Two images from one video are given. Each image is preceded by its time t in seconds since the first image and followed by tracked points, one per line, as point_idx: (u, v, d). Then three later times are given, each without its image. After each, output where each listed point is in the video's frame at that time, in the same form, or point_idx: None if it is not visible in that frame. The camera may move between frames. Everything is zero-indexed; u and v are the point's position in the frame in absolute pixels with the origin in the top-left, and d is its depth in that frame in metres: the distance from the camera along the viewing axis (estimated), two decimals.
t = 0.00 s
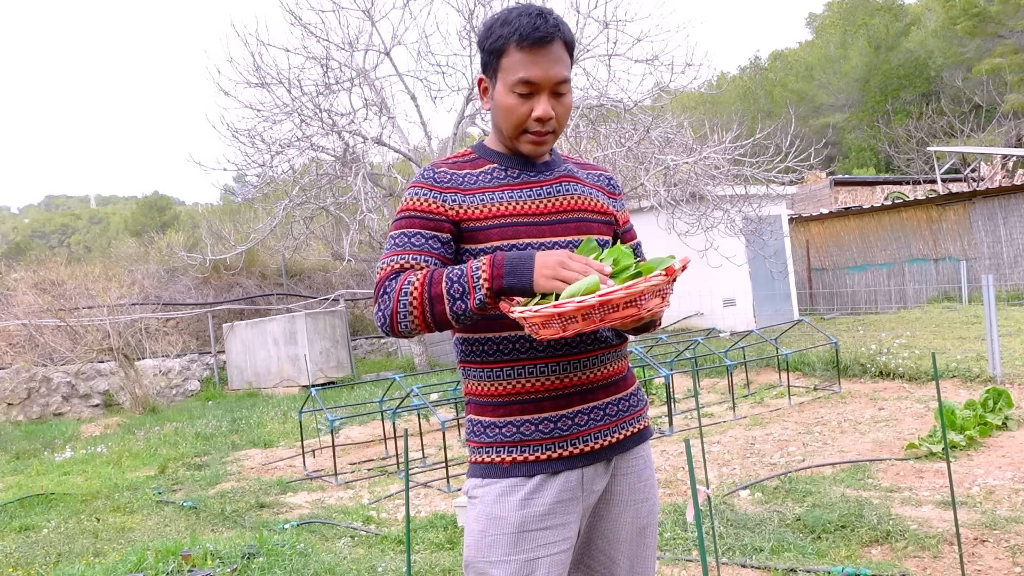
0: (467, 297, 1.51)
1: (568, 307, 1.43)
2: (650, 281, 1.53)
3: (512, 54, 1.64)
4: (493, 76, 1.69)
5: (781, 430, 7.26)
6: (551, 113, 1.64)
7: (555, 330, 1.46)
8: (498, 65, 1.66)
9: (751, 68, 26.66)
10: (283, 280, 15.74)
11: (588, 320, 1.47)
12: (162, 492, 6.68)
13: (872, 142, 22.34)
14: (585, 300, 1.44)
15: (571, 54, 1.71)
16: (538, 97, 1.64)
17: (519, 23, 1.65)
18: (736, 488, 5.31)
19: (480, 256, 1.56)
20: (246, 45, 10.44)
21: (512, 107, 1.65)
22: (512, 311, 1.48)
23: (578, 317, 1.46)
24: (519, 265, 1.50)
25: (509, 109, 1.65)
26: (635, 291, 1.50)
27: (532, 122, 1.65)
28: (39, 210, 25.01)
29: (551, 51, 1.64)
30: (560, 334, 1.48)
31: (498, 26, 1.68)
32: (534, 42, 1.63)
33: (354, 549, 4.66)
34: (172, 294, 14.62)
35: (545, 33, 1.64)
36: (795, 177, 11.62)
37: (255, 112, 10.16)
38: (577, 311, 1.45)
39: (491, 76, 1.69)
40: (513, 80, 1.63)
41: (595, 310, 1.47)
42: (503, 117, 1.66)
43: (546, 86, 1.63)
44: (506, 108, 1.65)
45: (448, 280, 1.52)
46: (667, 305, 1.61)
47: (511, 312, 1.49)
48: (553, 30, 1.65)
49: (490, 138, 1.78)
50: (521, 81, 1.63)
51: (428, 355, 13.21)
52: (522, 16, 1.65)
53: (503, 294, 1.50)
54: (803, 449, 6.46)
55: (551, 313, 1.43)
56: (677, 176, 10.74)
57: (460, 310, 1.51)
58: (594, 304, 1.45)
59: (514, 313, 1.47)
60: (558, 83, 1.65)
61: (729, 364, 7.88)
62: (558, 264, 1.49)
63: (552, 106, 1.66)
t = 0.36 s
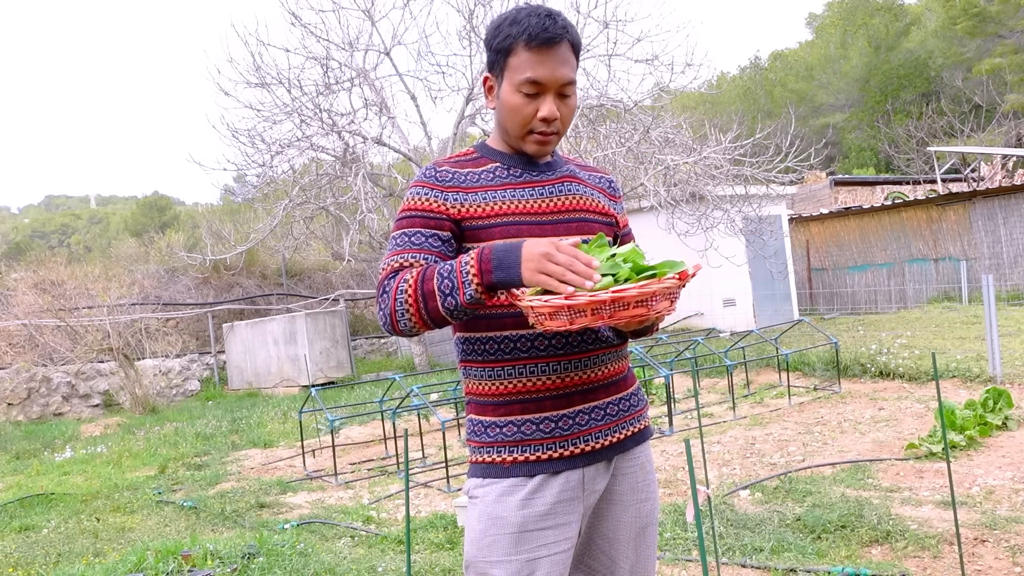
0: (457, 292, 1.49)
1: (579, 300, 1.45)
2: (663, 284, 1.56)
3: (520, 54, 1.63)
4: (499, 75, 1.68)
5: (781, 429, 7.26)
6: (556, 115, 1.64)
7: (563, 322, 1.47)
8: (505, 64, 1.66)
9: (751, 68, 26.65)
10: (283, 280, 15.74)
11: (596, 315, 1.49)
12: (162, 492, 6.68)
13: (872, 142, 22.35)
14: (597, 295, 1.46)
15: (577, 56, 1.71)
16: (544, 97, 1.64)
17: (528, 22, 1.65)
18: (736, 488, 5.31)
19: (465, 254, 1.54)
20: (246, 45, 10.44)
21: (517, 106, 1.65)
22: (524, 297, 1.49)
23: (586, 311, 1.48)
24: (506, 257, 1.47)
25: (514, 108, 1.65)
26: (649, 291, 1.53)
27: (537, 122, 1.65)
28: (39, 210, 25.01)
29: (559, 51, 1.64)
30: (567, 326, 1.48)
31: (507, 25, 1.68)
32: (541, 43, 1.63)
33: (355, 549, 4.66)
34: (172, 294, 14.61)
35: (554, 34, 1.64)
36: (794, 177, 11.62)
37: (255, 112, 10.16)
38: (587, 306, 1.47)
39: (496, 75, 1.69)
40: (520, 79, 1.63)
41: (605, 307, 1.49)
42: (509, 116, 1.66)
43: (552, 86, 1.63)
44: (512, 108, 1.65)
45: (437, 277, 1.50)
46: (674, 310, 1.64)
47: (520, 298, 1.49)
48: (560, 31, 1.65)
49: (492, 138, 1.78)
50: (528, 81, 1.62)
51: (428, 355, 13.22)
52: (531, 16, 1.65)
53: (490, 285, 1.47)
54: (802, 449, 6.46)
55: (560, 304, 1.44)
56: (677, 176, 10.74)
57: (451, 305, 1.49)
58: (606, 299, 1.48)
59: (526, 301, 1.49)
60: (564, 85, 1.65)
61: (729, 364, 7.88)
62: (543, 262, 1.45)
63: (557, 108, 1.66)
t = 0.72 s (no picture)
0: (463, 285, 1.48)
1: (654, 289, 1.50)
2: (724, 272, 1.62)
3: (523, 45, 1.65)
4: (501, 70, 1.68)
5: (781, 430, 7.26)
6: (560, 101, 1.64)
7: (626, 311, 1.51)
8: (507, 57, 1.67)
9: (751, 68, 26.66)
10: (283, 280, 15.74)
11: (664, 304, 1.55)
12: (162, 492, 6.68)
13: (872, 142, 22.34)
14: (672, 286, 1.52)
15: (576, 51, 1.73)
16: (548, 85, 1.64)
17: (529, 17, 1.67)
18: (736, 488, 5.31)
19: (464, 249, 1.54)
20: (246, 45, 10.45)
21: (521, 95, 1.64)
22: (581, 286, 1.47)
23: (656, 300, 1.53)
24: (494, 238, 1.45)
25: (517, 98, 1.65)
26: (716, 281, 1.59)
27: (542, 111, 1.65)
28: (39, 210, 24.99)
29: (559, 42, 1.67)
30: (630, 314, 1.52)
31: (508, 21, 1.70)
32: (543, 33, 1.65)
33: (355, 549, 4.66)
34: (172, 294, 14.61)
35: (554, 25, 1.68)
36: (794, 177, 11.61)
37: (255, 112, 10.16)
38: (659, 295, 1.52)
39: (498, 70, 1.69)
40: (523, 67, 1.63)
41: (675, 295, 1.55)
42: (514, 108, 1.66)
43: (555, 75, 1.64)
44: (517, 98, 1.65)
45: (444, 274, 1.50)
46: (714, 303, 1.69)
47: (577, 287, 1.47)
48: (559, 24, 1.67)
49: (493, 138, 1.78)
50: (531, 70, 1.63)
51: (428, 355, 13.22)
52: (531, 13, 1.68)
53: (490, 270, 1.46)
54: (802, 449, 6.46)
55: (632, 291, 1.48)
56: (677, 176, 10.74)
57: (459, 299, 1.49)
58: (679, 289, 1.54)
59: (582, 288, 1.47)
60: (566, 74, 1.66)
61: (728, 364, 7.89)
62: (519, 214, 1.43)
63: (561, 97, 1.66)
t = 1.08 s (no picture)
0: (488, 300, 1.49)
1: (662, 277, 1.46)
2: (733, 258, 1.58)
3: (515, 45, 1.65)
4: (496, 71, 1.69)
5: (781, 429, 7.26)
6: (556, 100, 1.64)
7: (634, 301, 1.47)
8: (500, 58, 1.67)
9: (751, 68, 26.67)
10: (283, 280, 15.74)
11: (673, 294, 1.51)
12: (162, 492, 6.68)
13: (872, 142, 22.36)
14: (681, 273, 1.48)
15: (569, 47, 1.73)
16: (542, 84, 1.65)
17: (519, 17, 1.68)
18: (736, 488, 5.31)
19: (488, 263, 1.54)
20: (246, 46, 10.46)
21: (516, 95, 1.65)
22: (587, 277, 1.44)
23: (663, 289, 1.49)
24: (529, 259, 1.48)
25: (512, 99, 1.65)
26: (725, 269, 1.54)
27: (538, 109, 1.65)
28: (39, 210, 24.97)
29: (552, 41, 1.67)
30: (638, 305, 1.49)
31: (499, 22, 1.70)
32: (535, 33, 1.65)
33: (355, 549, 4.66)
34: (172, 294, 14.61)
35: (546, 24, 1.67)
36: (795, 177, 11.61)
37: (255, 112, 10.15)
38: (668, 283, 1.48)
39: (493, 72, 1.70)
40: (517, 68, 1.63)
41: (684, 284, 1.51)
42: (509, 108, 1.66)
43: (549, 74, 1.64)
44: (512, 99, 1.65)
45: (467, 284, 1.51)
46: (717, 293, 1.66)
47: (584, 277, 1.44)
48: (552, 22, 1.67)
49: (492, 136, 1.78)
50: (525, 69, 1.63)
51: (428, 355, 13.23)
52: (522, 12, 1.68)
53: (520, 288, 1.48)
54: (802, 449, 6.46)
55: (639, 281, 1.44)
56: (677, 176, 10.73)
57: (481, 313, 1.50)
58: (688, 277, 1.49)
59: (588, 279, 1.44)
60: (560, 72, 1.66)
61: (728, 364, 7.88)
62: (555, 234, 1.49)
63: (556, 95, 1.67)
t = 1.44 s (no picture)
0: (486, 293, 1.50)
1: (640, 300, 1.45)
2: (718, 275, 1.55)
3: (511, 47, 1.65)
4: (493, 72, 1.69)
5: (781, 429, 7.27)
6: (551, 104, 1.64)
7: (615, 323, 1.47)
8: (497, 60, 1.68)
9: (751, 68, 26.67)
10: (283, 280, 15.74)
11: (653, 314, 1.49)
12: (162, 492, 6.68)
13: (872, 142, 22.36)
14: (659, 295, 1.46)
15: (567, 49, 1.73)
16: (537, 87, 1.65)
17: (516, 17, 1.67)
18: (736, 488, 5.31)
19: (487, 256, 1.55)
20: (246, 45, 10.46)
21: (512, 97, 1.65)
22: (567, 303, 1.43)
23: (644, 310, 1.48)
24: (530, 259, 1.50)
25: (508, 100, 1.66)
26: (708, 286, 1.52)
27: (533, 111, 1.66)
28: (39, 210, 24.96)
29: (549, 42, 1.66)
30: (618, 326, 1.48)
31: (497, 23, 1.70)
32: (531, 35, 1.65)
33: (355, 549, 4.66)
34: (172, 294, 14.61)
35: (543, 25, 1.67)
36: (794, 177, 11.61)
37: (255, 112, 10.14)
38: (647, 304, 1.46)
39: (491, 72, 1.70)
40: (512, 70, 1.64)
41: (665, 304, 1.49)
42: (505, 110, 1.67)
43: (544, 76, 1.64)
44: (508, 101, 1.66)
45: (463, 278, 1.51)
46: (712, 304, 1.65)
47: (565, 304, 1.43)
48: (550, 23, 1.67)
49: (491, 137, 1.79)
50: (521, 72, 1.63)
51: (428, 355, 13.23)
52: (519, 12, 1.68)
53: (515, 283, 1.49)
54: (802, 449, 6.46)
55: (618, 304, 1.43)
56: (677, 176, 10.73)
57: (479, 307, 1.50)
58: (667, 297, 1.47)
59: (569, 304, 1.43)
60: (556, 74, 1.66)
61: (728, 364, 7.88)
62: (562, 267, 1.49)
63: (552, 97, 1.66)
